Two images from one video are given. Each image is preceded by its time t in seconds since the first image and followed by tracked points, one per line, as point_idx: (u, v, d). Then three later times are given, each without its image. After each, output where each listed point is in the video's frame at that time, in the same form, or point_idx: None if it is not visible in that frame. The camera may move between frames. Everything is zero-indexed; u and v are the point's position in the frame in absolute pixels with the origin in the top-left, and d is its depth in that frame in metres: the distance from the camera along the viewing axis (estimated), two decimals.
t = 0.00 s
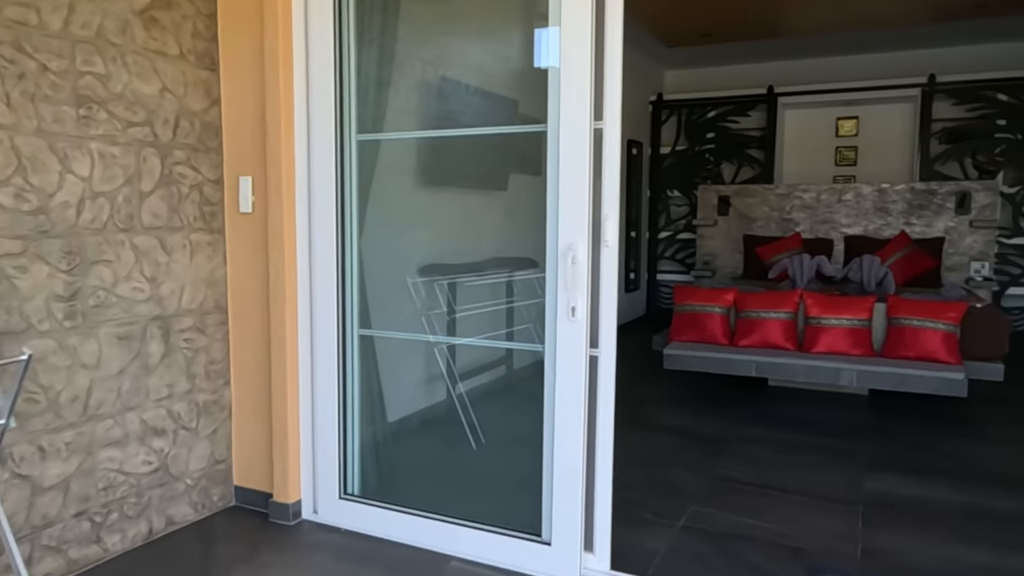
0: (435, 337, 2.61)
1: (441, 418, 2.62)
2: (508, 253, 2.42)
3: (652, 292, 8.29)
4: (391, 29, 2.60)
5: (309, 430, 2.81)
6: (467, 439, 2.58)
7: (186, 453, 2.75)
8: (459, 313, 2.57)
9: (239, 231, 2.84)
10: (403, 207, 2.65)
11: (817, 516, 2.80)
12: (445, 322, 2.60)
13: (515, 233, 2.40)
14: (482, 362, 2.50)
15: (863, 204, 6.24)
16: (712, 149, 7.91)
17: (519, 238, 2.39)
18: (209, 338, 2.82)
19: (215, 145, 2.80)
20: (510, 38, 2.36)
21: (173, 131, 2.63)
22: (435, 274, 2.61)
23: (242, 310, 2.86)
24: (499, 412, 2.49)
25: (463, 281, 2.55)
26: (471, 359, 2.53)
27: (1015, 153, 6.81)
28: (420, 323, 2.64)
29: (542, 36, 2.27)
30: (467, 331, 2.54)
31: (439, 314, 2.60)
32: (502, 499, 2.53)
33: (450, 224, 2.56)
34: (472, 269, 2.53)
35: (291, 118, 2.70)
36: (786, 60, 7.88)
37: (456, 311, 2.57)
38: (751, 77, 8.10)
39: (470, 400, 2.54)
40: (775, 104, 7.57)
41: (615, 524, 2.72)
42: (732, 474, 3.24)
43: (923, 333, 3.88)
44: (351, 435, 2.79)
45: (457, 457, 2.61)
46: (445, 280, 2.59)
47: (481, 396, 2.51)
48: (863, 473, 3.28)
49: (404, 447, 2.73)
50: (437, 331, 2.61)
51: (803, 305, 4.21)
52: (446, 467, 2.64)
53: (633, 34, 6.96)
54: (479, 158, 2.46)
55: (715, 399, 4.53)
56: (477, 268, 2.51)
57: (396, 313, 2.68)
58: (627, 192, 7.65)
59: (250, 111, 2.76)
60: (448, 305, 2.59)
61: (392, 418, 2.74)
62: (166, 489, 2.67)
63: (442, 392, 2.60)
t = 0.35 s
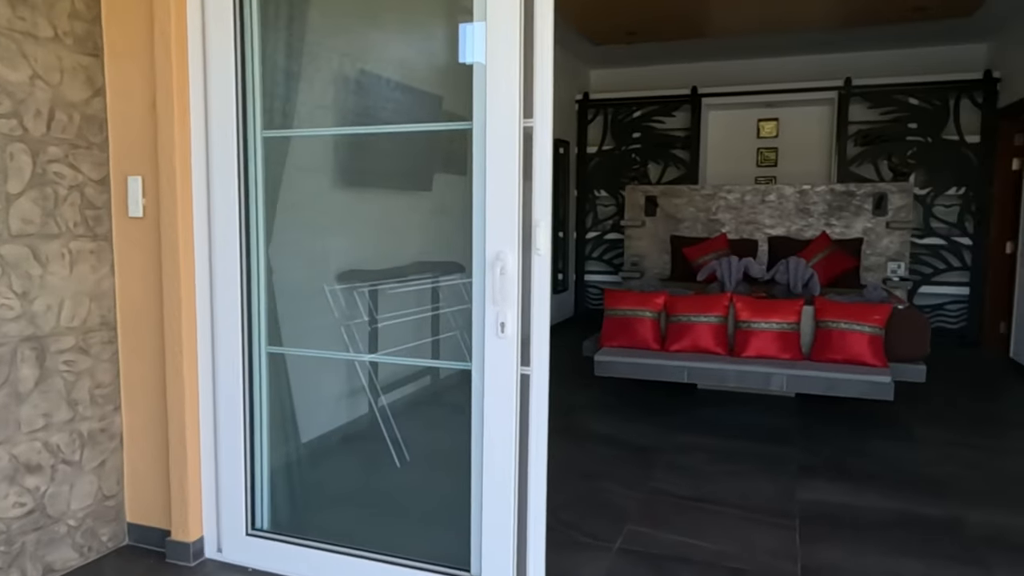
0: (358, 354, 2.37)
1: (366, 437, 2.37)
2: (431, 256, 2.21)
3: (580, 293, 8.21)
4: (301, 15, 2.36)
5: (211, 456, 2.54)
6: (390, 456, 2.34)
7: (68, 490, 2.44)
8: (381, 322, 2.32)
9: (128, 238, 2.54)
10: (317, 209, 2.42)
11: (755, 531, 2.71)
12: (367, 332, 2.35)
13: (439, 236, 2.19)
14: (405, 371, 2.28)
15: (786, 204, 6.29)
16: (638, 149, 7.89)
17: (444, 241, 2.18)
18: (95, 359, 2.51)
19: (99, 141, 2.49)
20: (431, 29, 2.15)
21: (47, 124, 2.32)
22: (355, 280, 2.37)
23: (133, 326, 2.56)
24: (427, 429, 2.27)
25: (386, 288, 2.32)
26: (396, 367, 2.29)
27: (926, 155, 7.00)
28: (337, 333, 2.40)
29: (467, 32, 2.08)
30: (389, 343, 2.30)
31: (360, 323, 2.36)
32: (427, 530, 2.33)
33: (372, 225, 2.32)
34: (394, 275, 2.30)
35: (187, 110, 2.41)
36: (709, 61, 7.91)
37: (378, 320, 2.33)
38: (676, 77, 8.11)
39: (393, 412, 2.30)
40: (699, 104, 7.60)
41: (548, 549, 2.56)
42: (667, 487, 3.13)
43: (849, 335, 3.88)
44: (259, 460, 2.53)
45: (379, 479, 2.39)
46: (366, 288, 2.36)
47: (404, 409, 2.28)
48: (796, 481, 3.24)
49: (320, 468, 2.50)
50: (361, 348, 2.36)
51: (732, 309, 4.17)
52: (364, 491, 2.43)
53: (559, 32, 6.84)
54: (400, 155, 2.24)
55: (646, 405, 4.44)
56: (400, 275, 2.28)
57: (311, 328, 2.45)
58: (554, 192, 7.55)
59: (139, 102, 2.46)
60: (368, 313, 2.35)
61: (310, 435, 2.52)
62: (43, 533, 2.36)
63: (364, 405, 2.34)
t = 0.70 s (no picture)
0: (284, 380, 2.12)
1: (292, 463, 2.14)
2: (361, 264, 1.97)
3: (515, 297, 8.04)
4: None
5: (105, 493, 2.26)
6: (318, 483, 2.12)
7: None
8: (306, 336, 2.10)
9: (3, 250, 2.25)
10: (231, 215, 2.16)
11: (703, 557, 2.58)
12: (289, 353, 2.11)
13: (370, 246, 1.95)
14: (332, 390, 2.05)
15: (721, 207, 6.26)
16: (573, 150, 7.77)
17: (374, 248, 1.94)
18: None
19: None
20: (354, 22, 1.93)
21: None
22: (279, 292, 2.13)
23: (13, 349, 2.27)
24: (356, 459, 2.04)
25: (309, 301, 2.10)
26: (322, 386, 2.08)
27: (854, 158, 7.09)
28: (257, 350, 2.15)
29: (396, 27, 1.85)
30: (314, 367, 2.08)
31: (283, 340, 2.12)
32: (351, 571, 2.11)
33: (287, 235, 2.10)
34: (320, 286, 2.07)
35: (71, 108, 2.13)
36: (643, 62, 7.85)
37: (302, 335, 2.10)
38: (611, 78, 8.03)
39: (318, 434, 2.09)
40: (634, 106, 7.54)
41: None
42: (610, 509, 2.98)
43: (791, 343, 3.82)
44: (161, 497, 2.26)
45: (301, 508, 2.16)
46: (289, 300, 2.12)
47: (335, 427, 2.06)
48: (741, 498, 3.14)
49: (235, 499, 2.23)
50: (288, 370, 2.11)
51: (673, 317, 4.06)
52: (283, 521, 2.19)
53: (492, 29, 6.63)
54: (325, 156, 2.01)
55: (586, 416, 4.31)
56: (326, 287, 2.05)
57: (223, 347, 2.19)
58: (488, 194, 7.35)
59: (15, 99, 2.19)
60: (292, 328, 2.11)
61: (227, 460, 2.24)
62: None
63: (288, 425, 2.11)
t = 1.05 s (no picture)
0: (227, 420, 1.90)
1: (229, 491, 1.93)
2: (304, 274, 1.77)
3: (462, 301, 7.87)
4: None
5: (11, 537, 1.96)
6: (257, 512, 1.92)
7: None
8: (241, 357, 1.92)
9: None
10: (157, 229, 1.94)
11: None
12: (225, 367, 1.93)
13: (311, 254, 1.76)
14: (270, 410, 1.85)
15: (670, 211, 6.21)
16: (520, 152, 7.63)
17: (318, 254, 1.75)
18: None
19: None
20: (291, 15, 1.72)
21: None
22: (211, 306, 1.92)
23: None
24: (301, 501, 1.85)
25: (247, 317, 1.89)
26: (262, 406, 1.87)
27: (797, 162, 7.14)
28: (189, 372, 1.95)
29: (339, 23, 1.66)
30: (256, 395, 1.88)
31: (217, 360, 1.94)
32: None
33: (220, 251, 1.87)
34: (255, 300, 1.86)
35: None
36: (589, 63, 7.75)
37: (239, 354, 1.92)
38: (558, 79, 7.91)
39: (255, 455, 1.88)
40: (581, 107, 7.45)
41: None
42: (570, 535, 2.86)
43: (747, 354, 3.76)
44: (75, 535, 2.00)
45: (236, 540, 1.95)
46: (223, 316, 1.92)
47: (268, 451, 1.86)
48: (702, 517, 3.06)
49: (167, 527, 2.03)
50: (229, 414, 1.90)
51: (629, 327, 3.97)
52: (215, 553, 1.98)
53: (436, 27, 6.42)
54: (262, 164, 1.81)
55: (539, 430, 4.18)
56: (266, 301, 1.85)
57: (147, 371, 1.97)
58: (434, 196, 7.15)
59: None
60: (228, 347, 1.94)
61: (156, 490, 2.06)
62: None
63: (223, 448, 1.91)
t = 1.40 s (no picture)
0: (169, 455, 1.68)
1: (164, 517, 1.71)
2: (242, 279, 1.60)
3: (416, 302, 7.67)
4: None
5: None
6: (196, 539, 1.71)
7: None
8: (179, 370, 1.68)
9: None
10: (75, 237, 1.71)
11: None
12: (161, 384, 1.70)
13: (253, 257, 1.58)
14: (214, 425, 1.64)
15: (628, 211, 6.10)
16: (474, 149, 7.47)
17: (263, 261, 1.57)
18: None
19: None
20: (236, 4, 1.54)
21: None
22: (145, 315, 1.69)
23: None
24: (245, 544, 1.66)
25: (184, 327, 1.67)
26: (204, 422, 1.66)
27: (752, 161, 7.07)
28: (120, 386, 1.71)
29: (284, 11, 1.49)
30: (196, 412, 1.66)
31: (152, 374, 1.70)
32: None
33: (146, 261, 1.67)
34: (197, 311, 1.65)
35: None
36: (544, 60, 7.60)
37: (177, 366, 1.68)
38: (512, 76, 7.75)
39: (194, 476, 1.66)
40: (536, 105, 7.31)
41: None
42: (534, 555, 2.72)
43: (711, 359, 3.68)
44: None
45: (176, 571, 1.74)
46: (157, 325, 1.69)
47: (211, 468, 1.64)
48: (670, 530, 2.96)
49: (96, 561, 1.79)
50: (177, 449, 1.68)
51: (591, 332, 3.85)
52: None
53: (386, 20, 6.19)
54: (199, 164, 1.61)
55: (498, 439, 4.03)
56: (206, 310, 1.65)
57: (76, 387, 1.73)
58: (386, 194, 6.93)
59: None
60: (165, 358, 1.69)
61: (81, 521, 1.81)
62: None
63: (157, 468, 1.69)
